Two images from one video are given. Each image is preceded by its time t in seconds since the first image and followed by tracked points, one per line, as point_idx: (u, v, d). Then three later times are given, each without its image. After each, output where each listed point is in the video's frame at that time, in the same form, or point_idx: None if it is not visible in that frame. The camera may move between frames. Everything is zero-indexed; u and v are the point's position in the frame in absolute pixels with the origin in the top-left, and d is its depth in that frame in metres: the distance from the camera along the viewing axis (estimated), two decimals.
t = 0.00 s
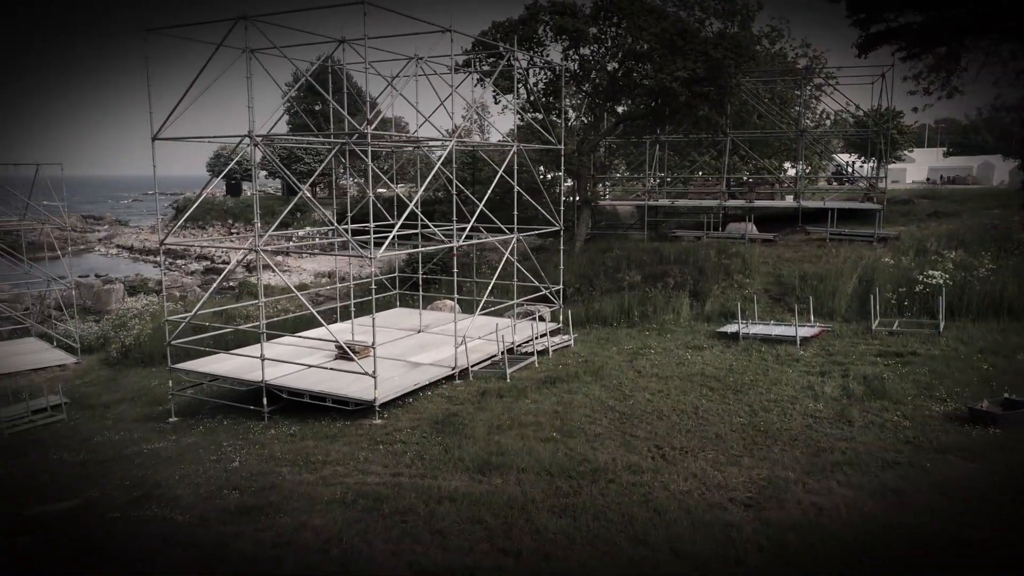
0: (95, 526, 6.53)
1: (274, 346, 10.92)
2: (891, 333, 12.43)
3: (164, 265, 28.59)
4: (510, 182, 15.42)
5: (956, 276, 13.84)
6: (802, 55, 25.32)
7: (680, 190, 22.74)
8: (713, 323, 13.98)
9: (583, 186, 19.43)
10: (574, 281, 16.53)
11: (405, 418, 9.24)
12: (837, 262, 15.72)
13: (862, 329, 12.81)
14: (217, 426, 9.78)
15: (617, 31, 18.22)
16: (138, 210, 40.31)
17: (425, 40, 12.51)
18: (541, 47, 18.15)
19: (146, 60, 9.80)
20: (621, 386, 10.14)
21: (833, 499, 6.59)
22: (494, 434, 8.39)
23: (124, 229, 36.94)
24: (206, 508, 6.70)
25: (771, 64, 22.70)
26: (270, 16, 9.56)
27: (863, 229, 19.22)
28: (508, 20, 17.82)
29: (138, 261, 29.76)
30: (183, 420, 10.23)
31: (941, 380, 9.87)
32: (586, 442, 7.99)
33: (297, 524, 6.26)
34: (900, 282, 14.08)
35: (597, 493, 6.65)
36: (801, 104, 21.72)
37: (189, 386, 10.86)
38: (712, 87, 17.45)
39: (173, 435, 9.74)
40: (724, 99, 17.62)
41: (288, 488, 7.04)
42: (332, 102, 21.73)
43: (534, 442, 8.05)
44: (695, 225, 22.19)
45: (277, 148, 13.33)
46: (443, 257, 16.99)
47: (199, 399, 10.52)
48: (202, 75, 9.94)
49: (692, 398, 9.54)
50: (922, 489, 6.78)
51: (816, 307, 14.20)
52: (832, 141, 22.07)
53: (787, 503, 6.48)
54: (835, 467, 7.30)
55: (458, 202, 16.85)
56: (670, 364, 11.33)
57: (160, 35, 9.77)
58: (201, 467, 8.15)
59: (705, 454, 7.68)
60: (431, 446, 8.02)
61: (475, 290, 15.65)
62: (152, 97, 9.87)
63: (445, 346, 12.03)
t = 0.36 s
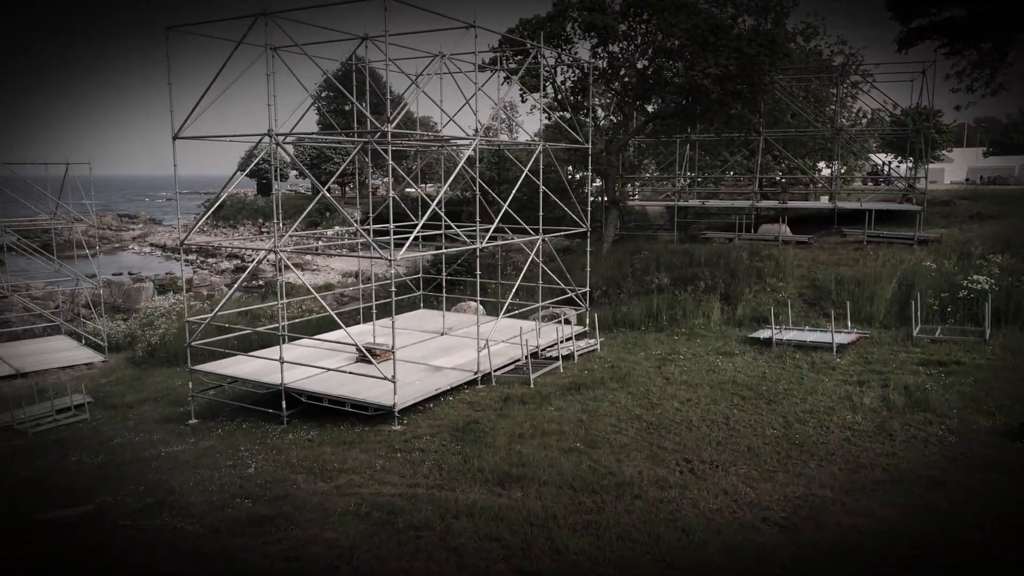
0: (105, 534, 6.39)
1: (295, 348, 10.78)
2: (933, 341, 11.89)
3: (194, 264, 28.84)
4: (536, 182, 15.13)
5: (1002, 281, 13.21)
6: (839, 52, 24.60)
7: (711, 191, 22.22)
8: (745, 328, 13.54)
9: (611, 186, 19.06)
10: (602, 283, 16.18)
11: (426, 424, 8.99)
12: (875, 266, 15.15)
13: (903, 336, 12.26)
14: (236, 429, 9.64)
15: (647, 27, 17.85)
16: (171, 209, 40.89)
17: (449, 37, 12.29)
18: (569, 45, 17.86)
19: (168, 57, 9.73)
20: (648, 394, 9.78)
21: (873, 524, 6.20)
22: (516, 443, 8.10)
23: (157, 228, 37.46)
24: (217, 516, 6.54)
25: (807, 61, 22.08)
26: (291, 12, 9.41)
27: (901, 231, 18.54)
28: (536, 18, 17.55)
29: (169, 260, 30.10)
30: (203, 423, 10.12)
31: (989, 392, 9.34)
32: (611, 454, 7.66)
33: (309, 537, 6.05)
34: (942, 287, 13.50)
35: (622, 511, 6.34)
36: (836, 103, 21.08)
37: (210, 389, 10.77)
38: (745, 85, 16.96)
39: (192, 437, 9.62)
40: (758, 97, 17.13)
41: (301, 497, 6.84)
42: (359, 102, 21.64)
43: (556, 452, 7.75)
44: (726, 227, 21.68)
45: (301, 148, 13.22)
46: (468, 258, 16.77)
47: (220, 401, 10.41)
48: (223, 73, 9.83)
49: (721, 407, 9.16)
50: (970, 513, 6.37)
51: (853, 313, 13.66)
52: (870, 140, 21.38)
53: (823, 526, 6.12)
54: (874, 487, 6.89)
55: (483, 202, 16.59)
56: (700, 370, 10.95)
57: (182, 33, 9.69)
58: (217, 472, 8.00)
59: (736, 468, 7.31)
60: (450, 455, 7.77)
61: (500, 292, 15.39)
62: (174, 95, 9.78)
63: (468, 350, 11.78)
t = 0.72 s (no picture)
0: (114, 542, 6.27)
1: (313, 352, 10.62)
2: (973, 349, 11.38)
3: (220, 264, 29.01)
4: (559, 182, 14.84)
5: None
6: (873, 49, 23.94)
7: (739, 191, 21.73)
8: (774, 334, 13.13)
9: (636, 186, 18.71)
10: (627, 286, 15.84)
11: (444, 431, 8.76)
12: (911, 269, 14.63)
13: (941, 344, 11.76)
14: (253, 434, 9.50)
15: (675, 24, 17.46)
16: (200, 208, 41.32)
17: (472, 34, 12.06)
18: (594, 43, 17.55)
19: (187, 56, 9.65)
20: (674, 402, 9.45)
21: (912, 548, 5.84)
22: (535, 453, 7.82)
23: (187, 226, 37.87)
24: (227, 526, 6.37)
25: (840, 58, 21.50)
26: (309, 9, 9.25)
27: (938, 233, 17.92)
28: (561, 15, 17.27)
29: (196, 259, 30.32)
30: (220, 426, 10.00)
31: None
32: (634, 466, 7.37)
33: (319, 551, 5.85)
34: (983, 292, 12.95)
35: (644, 529, 6.04)
36: (870, 101, 20.48)
37: (228, 391, 10.66)
38: (775, 83, 16.50)
39: (209, 441, 9.51)
40: (789, 95, 16.67)
41: (314, 507, 6.65)
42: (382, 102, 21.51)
43: (578, 463, 7.46)
44: (755, 228, 21.19)
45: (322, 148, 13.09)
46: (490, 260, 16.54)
47: (237, 404, 10.29)
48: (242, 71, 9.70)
49: (751, 418, 8.80)
50: (1014, 536, 6.00)
51: (888, 319, 13.16)
52: (905, 140, 20.75)
53: (859, 549, 5.77)
54: (913, 507, 6.51)
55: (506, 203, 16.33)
56: (728, 378, 10.58)
57: (200, 32, 9.58)
58: (232, 478, 7.85)
59: (766, 484, 6.97)
60: (468, 465, 7.53)
61: (523, 294, 15.13)
62: (192, 94, 9.68)
63: (489, 354, 11.53)
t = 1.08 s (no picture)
0: (122, 551, 6.13)
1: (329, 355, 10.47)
2: (1011, 357, 10.93)
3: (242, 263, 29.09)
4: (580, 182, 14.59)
5: None
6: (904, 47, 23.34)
7: (765, 192, 21.28)
8: (801, 339, 12.75)
9: (660, 187, 18.36)
10: (649, 288, 15.52)
11: (460, 438, 8.54)
12: (945, 273, 14.15)
13: (977, 351, 11.32)
14: (267, 438, 9.35)
15: (700, 21, 17.11)
16: (223, 207, 41.57)
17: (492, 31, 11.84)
18: (617, 41, 17.26)
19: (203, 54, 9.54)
20: (698, 410, 9.14)
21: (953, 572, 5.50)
22: (554, 463, 7.58)
23: (210, 226, 38.14)
24: (237, 536, 6.21)
25: (869, 56, 20.98)
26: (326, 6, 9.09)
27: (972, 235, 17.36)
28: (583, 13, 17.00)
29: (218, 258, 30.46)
30: (235, 430, 9.87)
31: None
32: (657, 478, 7.09)
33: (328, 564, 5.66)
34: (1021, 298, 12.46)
35: (667, 547, 5.77)
36: (901, 100, 19.95)
37: (243, 394, 10.54)
38: (803, 81, 16.09)
39: (223, 445, 9.38)
40: (817, 94, 16.25)
41: (325, 518, 6.46)
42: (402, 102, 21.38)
43: (598, 474, 7.20)
44: (781, 229, 20.74)
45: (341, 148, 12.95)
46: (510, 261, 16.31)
47: (252, 408, 10.15)
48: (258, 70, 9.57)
49: (778, 428, 8.46)
50: None
51: (921, 325, 12.72)
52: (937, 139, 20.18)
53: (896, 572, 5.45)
54: (953, 527, 6.16)
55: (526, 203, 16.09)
56: (754, 385, 10.24)
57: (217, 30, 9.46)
58: (243, 484, 7.69)
59: (796, 500, 6.66)
60: (484, 475, 7.30)
61: (543, 296, 14.88)
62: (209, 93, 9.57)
63: (507, 358, 11.29)
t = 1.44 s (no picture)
0: (129, 560, 6.00)
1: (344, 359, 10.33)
2: None
3: (262, 263, 29.13)
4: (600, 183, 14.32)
5: None
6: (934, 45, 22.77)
7: (789, 193, 20.85)
8: (828, 345, 12.38)
9: (682, 187, 18.04)
10: (670, 291, 15.22)
11: (476, 446, 8.33)
12: (977, 277, 13.71)
13: (1012, 359, 10.90)
14: (281, 443, 9.21)
15: (724, 19, 16.82)
16: (245, 207, 41.77)
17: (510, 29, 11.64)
18: (639, 39, 16.98)
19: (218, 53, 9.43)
20: (721, 419, 8.85)
21: None
22: (571, 473, 7.34)
23: (232, 225, 38.31)
24: (245, 547, 6.05)
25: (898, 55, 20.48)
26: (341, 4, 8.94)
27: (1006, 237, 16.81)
28: (604, 12, 16.74)
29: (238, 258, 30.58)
30: (249, 434, 9.76)
31: None
32: (679, 492, 6.82)
33: None
34: None
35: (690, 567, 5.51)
36: (931, 99, 19.44)
37: (259, 398, 10.43)
38: (830, 80, 15.70)
39: (237, 449, 9.25)
40: (845, 93, 15.84)
41: (335, 529, 6.28)
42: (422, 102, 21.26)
43: (617, 487, 6.95)
44: (806, 231, 20.30)
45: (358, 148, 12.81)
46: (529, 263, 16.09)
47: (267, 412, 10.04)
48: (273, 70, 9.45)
49: (805, 439, 8.15)
50: None
51: (952, 330, 12.31)
52: (968, 139, 19.65)
53: None
54: (992, 549, 5.83)
55: (545, 204, 15.84)
56: (779, 393, 9.93)
57: (232, 29, 9.36)
58: (254, 491, 7.53)
59: (825, 516, 6.37)
60: (499, 485, 7.09)
61: (562, 299, 14.64)
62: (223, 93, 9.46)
63: (525, 363, 11.07)
